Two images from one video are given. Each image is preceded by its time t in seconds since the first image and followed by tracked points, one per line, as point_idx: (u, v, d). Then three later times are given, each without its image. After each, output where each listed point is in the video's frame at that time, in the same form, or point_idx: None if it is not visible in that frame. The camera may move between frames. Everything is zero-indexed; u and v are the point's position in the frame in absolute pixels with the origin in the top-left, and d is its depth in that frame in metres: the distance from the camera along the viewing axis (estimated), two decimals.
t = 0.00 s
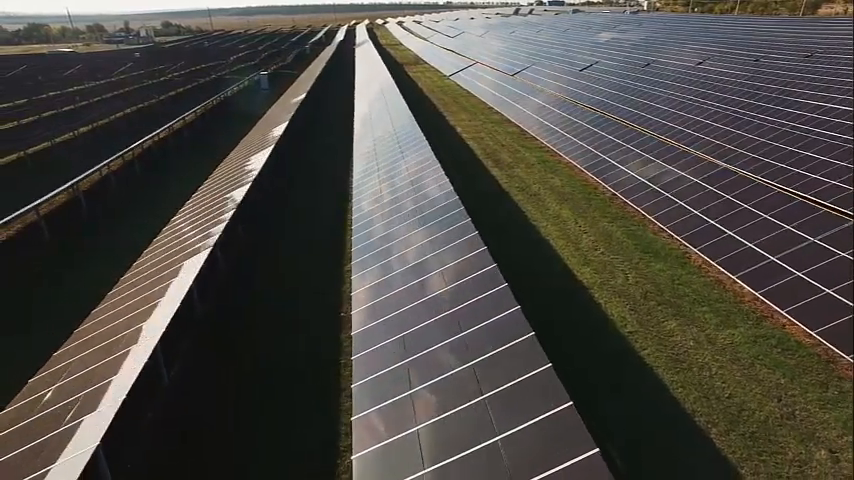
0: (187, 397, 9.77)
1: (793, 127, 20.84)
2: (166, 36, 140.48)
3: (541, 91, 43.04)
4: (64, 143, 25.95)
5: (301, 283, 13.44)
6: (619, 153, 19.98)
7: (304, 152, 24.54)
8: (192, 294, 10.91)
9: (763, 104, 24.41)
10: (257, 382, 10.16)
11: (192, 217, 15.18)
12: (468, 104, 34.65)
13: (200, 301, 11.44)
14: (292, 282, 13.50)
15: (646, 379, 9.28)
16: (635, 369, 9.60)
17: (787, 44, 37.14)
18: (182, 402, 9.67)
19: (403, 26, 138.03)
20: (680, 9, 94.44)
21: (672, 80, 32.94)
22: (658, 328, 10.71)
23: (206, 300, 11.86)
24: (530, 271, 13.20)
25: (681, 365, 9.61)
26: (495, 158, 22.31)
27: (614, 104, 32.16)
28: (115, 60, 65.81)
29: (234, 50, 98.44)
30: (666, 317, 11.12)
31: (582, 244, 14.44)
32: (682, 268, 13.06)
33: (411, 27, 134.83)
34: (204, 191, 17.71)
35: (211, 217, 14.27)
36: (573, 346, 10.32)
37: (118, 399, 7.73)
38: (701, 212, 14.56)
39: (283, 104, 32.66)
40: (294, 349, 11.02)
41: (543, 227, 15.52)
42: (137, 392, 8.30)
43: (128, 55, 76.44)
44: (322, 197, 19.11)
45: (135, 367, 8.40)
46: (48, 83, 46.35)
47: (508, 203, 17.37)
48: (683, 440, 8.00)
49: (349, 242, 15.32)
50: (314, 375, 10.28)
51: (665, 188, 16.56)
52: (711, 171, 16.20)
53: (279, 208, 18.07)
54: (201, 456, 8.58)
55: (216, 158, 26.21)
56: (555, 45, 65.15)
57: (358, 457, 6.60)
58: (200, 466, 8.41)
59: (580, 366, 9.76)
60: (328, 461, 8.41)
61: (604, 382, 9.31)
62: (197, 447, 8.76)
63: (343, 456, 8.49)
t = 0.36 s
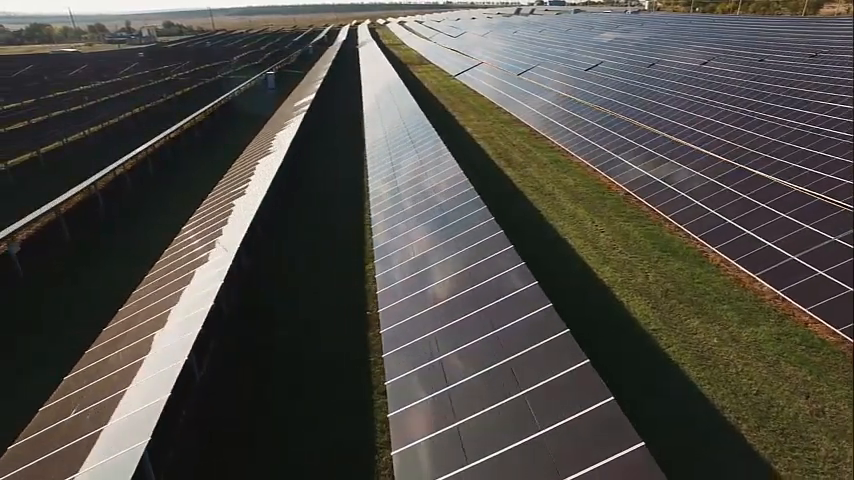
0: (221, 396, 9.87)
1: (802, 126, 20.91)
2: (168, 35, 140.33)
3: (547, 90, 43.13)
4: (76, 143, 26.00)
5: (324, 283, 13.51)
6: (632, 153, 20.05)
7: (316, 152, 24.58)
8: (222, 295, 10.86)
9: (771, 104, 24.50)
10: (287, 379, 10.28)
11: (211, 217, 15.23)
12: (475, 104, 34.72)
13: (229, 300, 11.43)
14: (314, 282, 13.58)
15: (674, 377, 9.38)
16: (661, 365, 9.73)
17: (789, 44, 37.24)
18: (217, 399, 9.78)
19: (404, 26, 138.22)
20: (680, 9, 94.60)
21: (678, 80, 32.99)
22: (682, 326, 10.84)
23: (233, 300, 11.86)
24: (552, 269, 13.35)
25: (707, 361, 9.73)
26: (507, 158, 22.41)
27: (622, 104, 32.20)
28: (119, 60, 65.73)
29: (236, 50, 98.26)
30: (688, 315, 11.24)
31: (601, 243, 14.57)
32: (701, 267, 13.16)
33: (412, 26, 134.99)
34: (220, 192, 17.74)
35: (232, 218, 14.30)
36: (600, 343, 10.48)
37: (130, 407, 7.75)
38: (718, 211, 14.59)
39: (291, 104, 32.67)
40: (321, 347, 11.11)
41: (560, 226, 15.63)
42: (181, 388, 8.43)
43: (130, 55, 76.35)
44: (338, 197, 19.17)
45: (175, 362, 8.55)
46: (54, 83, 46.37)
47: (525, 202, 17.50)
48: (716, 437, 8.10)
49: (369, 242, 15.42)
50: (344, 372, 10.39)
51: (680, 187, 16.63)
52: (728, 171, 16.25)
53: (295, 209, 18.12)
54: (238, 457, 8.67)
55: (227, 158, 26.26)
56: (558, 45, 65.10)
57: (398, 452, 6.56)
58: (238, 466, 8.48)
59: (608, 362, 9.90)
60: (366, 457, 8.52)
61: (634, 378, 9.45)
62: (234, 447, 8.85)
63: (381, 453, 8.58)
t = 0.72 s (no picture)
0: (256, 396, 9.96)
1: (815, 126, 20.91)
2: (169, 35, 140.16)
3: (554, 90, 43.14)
4: (88, 142, 26.02)
5: (348, 283, 13.56)
6: (647, 152, 20.08)
7: (328, 152, 24.61)
8: (256, 297, 10.93)
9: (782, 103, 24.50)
10: (319, 377, 10.38)
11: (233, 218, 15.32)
12: (484, 104, 34.74)
13: (261, 302, 11.50)
14: (338, 282, 13.64)
15: (706, 374, 9.50)
16: (692, 362, 9.85)
17: (795, 44, 37.25)
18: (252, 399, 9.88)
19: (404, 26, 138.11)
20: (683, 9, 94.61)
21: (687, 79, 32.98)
22: (709, 323, 10.95)
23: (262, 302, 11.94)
24: (576, 268, 13.46)
25: (737, 358, 9.84)
26: (522, 158, 22.45)
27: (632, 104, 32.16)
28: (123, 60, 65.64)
29: (238, 50, 98.11)
30: (715, 313, 11.33)
31: (621, 242, 14.68)
32: (723, 266, 13.23)
33: (413, 26, 134.84)
34: (240, 195, 17.85)
35: (258, 221, 14.35)
36: (630, 340, 10.60)
37: (177, 408, 7.89)
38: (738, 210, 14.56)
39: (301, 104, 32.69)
40: (351, 346, 11.20)
41: (580, 225, 15.73)
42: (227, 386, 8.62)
43: (134, 55, 76.28)
44: (354, 197, 19.20)
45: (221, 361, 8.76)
46: (61, 83, 46.30)
47: (542, 202, 17.60)
48: (752, 434, 8.24)
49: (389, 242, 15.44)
50: (376, 370, 10.48)
51: (699, 187, 16.63)
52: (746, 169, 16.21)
53: (314, 209, 18.16)
54: (279, 455, 8.75)
55: (239, 157, 26.28)
56: (562, 45, 64.94)
57: (442, 447, 6.53)
58: (280, 465, 8.56)
59: (640, 359, 10.02)
60: (406, 453, 8.63)
61: (666, 375, 9.58)
62: (275, 445, 8.93)
63: (424, 449, 8.67)
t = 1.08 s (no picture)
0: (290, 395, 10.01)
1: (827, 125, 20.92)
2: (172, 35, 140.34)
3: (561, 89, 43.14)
4: (100, 143, 26.06)
5: (371, 283, 13.63)
6: (660, 152, 20.12)
7: (340, 152, 24.62)
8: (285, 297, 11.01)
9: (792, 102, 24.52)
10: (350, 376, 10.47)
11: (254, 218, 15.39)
12: (492, 104, 34.79)
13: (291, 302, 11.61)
14: (361, 282, 13.70)
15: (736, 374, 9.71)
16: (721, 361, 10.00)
17: (802, 43, 37.29)
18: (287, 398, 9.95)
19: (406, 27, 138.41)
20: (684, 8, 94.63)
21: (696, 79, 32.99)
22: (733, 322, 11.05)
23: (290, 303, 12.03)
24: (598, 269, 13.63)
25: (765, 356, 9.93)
26: (535, 158, 22.51)
27: (641, 104, 32.16)
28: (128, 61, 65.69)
29: (241, 50, 98.13)
30: (739, 311, 11.39)
31: (640, 242, 14.81)
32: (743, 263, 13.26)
33: (414, 26, 134.92)
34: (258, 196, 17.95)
35: (279, 221, 14.42)
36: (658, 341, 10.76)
37: (222, 407, 7.96)
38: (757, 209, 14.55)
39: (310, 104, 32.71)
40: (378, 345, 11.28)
41: (598, 226, 15.84)
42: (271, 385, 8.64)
43: (138, 55, 76.39)
44: (371, 197, 19.23)
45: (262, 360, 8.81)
46: (68, 83, 46.34)
47: (560, 202, 17.72)
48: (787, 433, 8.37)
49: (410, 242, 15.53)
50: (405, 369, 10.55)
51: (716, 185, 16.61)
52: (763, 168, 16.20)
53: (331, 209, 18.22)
54: (320, 452, 8.85)
55: (251, 157, 26.32)
56: (566, 45, 64.92)
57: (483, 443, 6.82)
58: (320, 465, 8.61)
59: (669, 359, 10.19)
60: (444, 449, 8.71)
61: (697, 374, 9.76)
62: (312, 444, 8.99)
63: (463, 445, 8.75)
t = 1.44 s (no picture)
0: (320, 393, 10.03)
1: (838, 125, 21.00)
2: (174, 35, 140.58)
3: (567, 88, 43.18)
4: (111, 142, 26.06)
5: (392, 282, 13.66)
6: (674, 152, 20.15)
7: (351, 151, 24.61)
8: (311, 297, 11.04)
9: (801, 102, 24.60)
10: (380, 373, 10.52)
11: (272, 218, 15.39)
12: (500, 104, 34.84)
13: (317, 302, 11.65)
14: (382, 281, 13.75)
15: (767, 372, 9.78)
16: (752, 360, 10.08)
17: (806, 44, 37.39)
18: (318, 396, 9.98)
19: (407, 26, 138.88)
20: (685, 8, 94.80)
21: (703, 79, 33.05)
22: (758, 320, 11.14)
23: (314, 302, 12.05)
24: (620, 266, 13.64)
25: (794, 356, 10.07)
26: (548, 158, 22.56)
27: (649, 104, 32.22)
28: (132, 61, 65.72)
29: (244, 50, 98.28)
30: (764, 310, 11.50)
31: (660, 241, 14.84)
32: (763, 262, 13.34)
33: (415, 25, 135.24)
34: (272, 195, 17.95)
35: (299, 221, 14.42)
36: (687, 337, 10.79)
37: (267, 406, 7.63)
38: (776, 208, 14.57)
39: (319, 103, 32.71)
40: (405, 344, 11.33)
41: (616, 225, 15.89)
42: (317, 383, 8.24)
43: (142, 55, 76.47)
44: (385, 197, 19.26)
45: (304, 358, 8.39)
46: (75, 83, 46.39)
47: (576, 202, 17.76)
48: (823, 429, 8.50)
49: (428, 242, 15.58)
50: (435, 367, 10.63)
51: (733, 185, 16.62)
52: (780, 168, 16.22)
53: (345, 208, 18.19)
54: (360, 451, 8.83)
55: (261, 157, 26.31)
56: (569, 45, 65.00)
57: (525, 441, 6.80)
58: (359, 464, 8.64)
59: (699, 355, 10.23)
60: (483, 446, 8.83)
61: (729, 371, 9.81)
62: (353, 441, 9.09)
63: (502, 442, 8.86)
